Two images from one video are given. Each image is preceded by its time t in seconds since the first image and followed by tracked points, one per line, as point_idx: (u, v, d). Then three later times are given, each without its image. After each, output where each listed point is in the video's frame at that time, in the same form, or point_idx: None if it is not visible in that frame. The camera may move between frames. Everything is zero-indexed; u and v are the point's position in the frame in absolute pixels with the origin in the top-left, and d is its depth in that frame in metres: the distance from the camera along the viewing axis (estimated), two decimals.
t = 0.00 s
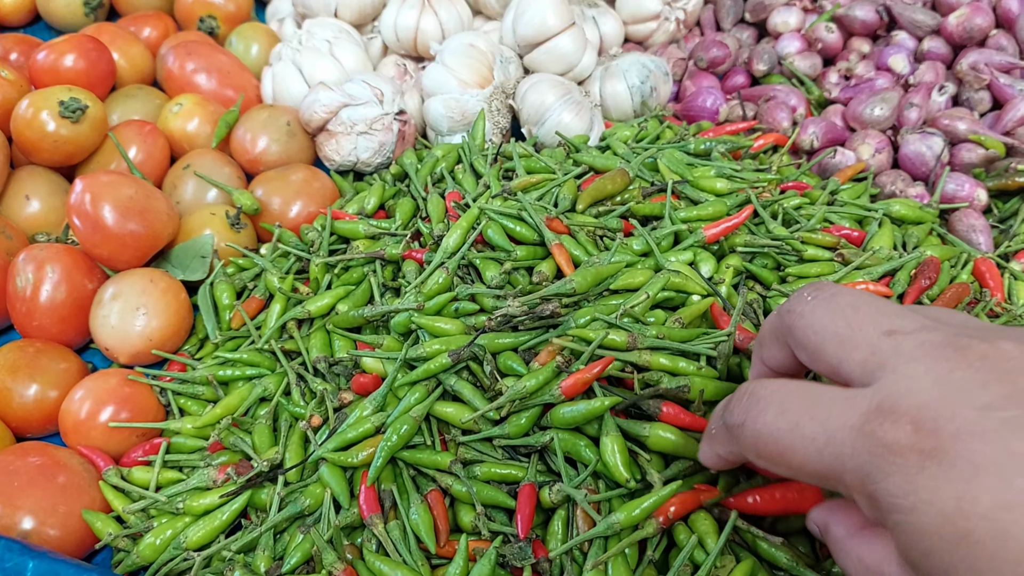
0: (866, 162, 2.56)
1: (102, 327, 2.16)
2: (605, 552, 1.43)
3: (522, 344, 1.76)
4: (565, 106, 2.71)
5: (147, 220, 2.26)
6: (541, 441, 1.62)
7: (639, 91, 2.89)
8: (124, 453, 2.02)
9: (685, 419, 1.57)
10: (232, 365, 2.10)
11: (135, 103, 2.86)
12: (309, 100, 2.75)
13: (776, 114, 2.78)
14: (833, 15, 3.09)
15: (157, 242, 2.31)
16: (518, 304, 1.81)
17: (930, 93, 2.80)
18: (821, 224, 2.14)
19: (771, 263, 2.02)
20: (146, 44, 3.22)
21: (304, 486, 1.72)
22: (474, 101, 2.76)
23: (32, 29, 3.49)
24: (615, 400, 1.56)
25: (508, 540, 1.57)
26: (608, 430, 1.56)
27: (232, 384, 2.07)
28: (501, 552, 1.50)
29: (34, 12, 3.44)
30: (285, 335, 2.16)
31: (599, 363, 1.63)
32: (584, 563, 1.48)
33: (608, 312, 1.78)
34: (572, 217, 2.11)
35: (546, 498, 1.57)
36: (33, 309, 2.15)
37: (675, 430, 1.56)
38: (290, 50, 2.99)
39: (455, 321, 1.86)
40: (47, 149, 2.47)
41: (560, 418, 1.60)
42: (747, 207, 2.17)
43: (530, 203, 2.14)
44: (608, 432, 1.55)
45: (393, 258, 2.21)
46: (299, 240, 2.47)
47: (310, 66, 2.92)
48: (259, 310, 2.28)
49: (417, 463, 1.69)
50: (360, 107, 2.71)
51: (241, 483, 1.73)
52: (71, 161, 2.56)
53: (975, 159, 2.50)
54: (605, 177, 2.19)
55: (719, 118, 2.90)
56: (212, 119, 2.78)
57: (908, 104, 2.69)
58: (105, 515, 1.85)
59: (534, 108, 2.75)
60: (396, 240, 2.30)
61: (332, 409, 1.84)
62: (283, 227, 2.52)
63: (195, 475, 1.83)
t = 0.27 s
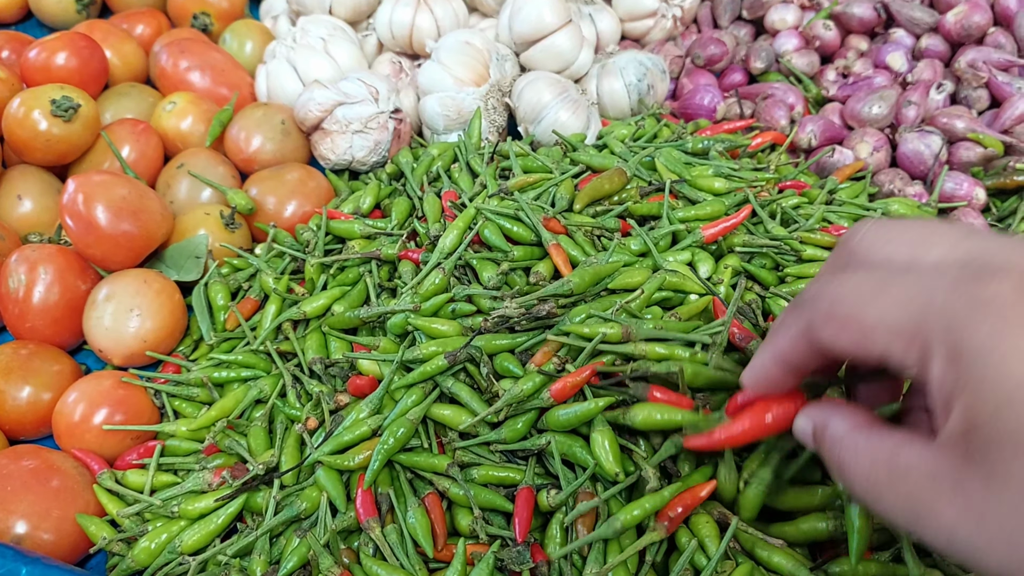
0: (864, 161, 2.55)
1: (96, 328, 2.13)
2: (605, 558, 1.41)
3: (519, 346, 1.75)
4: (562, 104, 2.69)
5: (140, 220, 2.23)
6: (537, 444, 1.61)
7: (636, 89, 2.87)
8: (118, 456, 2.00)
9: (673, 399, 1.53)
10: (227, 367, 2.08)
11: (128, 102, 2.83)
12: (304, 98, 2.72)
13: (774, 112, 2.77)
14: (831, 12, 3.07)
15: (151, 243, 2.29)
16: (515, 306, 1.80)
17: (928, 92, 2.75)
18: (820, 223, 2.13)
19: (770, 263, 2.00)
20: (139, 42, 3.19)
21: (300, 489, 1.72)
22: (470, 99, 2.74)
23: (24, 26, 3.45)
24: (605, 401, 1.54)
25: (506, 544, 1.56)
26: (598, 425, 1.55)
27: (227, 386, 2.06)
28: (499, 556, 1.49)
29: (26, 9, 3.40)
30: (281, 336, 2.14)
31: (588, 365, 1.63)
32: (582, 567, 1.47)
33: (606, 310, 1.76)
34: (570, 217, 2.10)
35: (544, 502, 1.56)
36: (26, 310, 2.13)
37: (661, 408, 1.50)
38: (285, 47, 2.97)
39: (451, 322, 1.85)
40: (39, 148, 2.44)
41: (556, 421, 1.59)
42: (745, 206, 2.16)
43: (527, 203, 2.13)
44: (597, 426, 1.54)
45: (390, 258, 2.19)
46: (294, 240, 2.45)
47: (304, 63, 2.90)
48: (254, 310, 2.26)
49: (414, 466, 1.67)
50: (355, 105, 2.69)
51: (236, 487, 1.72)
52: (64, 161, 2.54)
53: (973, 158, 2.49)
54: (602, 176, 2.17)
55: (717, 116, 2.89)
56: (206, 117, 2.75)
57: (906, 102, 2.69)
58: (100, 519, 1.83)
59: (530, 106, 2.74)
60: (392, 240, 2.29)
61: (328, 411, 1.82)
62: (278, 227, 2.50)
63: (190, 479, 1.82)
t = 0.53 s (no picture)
0: (862, 159, 2.56)
1: (95, 326, 2.13)
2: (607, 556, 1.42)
3: (521, 344, 1.75)
4: (561, 102, 2.69)
5: (139, 218, 2.23)
6: (539, 443, 1.61)
7: (635, 87, 2.87)
8: (117, 455, 1.99)
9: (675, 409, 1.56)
10: (227, 365, 2.07)
11: (127, 99, 2.82)
12: (303, 96, 2.72)
13: (773, 110, 2.79)
14: (829, 11, 3.08)
15: (150, 241, 2.28)
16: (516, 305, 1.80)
17: (926, 90, 2.77)
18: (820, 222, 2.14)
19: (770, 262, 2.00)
20: (137, 39, 3.17)
21: (301, 488, 1.71)
22: (470, 98, 2.73)
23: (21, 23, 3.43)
24: (612, 402, 1.55)
25: (508, 543, 1.56)
26: (603, 426, 1.55)
27: (227, 384, 2.06)
28: (501, 555, 1.49)
29: (22, 6, 3.38)
30: (281, 334, 2.14)
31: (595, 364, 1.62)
32: (584, 566, 1.47)
33: (608, 309, 1.76)
34: (570, 216, 2.10)
35: (545, 501, 1.56)
36: (25, 308, 2.13)
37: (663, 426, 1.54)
38: (283, 45, 2.96)
39: (453, 321, 1.85)
40: (37, 146, 2.43)
41: (559, 421, 1.59)
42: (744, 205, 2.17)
43: (528, 201, 2.13)
44: (602, 425, 1.55)
45: (390, 256, 2.19)
46: (294, 238, 2.45)
47: (303, 61, 2.89)
48: (253, 309, 2.26)
49: (415, 465, 1.67)
50: (355, 103, 2.68)
51: (237, 485, 1.72)
52: (62, 158, 2.53)
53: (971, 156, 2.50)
54: (602, 175, 2.18)
55: (716, 114, 2.89)
56: (205, 115, 2.74)
57: (905, 100, 2.71)
58: (100, 518, 1.83)
59: (530, 105, 2.74)
60: (392, 238, 2.28)
61: (329, 410, 1.82)
62: (278, 225, 2.50)
63: (190, 477, 1.82)
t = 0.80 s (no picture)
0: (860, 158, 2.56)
1: (93, 325, 2.12)
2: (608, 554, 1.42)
3: (520, 343, 1.75)
4: (560, 101, 2.69)
5: (138, 217, 2.22)
6: (539, 442, 1.61)
7: (634, 85, 2.87)
8: (116, 454, 1.99)
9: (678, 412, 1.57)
10: (226, 364, 2.07)
11: (124, 97, 2.81)
12: (301, 94, 2.71)
13: (772, 108, 2.82)
14: (827, 9, 3.08)
15: (148, 239, 2.27)
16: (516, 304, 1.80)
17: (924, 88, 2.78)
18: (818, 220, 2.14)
19: (769, 260, 2.00)
20: (134, 36, 3.16)
21: (301, 487, 1.71)
22: (468, 96, 2.73)
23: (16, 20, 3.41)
24: (613, 402, 1.55)
25: (508, 542, 1.56)
26: (602, 425, 1.55)
27: (226, 383, 2.05)
28: (502, 554, 1.49)
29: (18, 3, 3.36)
30: (279, 333, 2.14)
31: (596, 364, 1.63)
32: (585, 565, 1.47)
33: (607, 308, 1.76)
34: (570, 214, 2.10)
35: (545, 500, 1.57)
36: (22, 307, 2.12)
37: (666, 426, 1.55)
38: (281, 42, 2.95)
39: (452, 319, 1.85)
40: (35, 144, 2.42)
41: (559, 420, 1.60)
42: (743, 203, 2.17)
43: (527, 199, 2.13)
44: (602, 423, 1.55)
45: (389, 254, 2.19)
46: (292, 236, 2.44)
47: (301, 59, 2.88)
48: (252, 307, 2.26)
49: (415, 464, 1.68)
50: (353, 101, 2.68)
51: (237, 484, 1.72)
52: (59, 156, 2.52)
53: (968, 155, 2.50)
54: (602, 173, 2.18)
55: (714, 112, 2.89)
56: (202, 112, 2.74)
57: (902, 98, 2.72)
58: (99, 517, 1.83)
59: (528, 103, 2.73)
60: (391, 236, 2.28)
61: (328, 408, 1.83)
62: (276, 223, 2.49)
63: (189, 477, 1.82)
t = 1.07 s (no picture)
0: (860, 155, 2.55)
1: (89, 325, 2.11)
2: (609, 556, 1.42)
3: (519, 344, 1.74)
4: (558, 98, 2.68)
5: (134, 216, 2.20)
6: (539, 444, 1.60)
7: (632, 82, 2.86)
8: (113, 455, 1.98)
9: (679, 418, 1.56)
10: (223, 364, 2.06)
11: (119, 94, 2.79)
12: (297, 91, 2.69)
13: (771, 106, 2.77)
14: (827, 5, 3.07)
15: (145, 238, 2.26)
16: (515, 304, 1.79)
17: (924, 85, 2.77)
18: (819, 219, 2.13)
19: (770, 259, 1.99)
20: (129, 32, 3.13)
21: (299, 489, 1.70)
22: (466, 93, 2.71)
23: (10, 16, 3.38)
24: (611, 404, 1.54)
25: (508, 544, 1.56)
26: (602, 426, 1.55)
27: (223, 383, 2.04)
28: (502, 556, 1.49)
29: None
30: (277, 333, 2.13)
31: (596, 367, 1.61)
32: (586, 567, 1.46)
33: (608, 308, 1.75)
34: (569, 213, 2.09)
35: (545, 501, 1.56)
36: (18, 307, 2.10)
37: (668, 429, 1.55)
38: (277, 39, 2.93)
39: (451, 319, 1.84)
40: (29, 142, 2.40)
41: (559, 422, 1.58)
42: (744, 201, 2.16)
43: (526, 198, 2.12)
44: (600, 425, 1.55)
45: (387, 253, 2.18)
46: (289, 235, 2.43)
47: (297, 55, 2.86)
48: (249, 307, 2.25)
49: (414, 465, 1.67)
50: (350, 98, 2.66)
51: (235, 486, 1.71)
52: (54, 154, 2.49)
53: (969, 152, 2.49)
54: (601, 171, 2.16)
55: (713, 109, 2.88)
56: (198, 110, 2.72)
57: (902, 96, 2.70)
58: (96, 519, 1.81)
59: (526, 100, 2.71)
60: (389, 235, 2.27)
61: (327, 409, 1.82)
62: (273, 222, 2.48)
63: (187, 478, 1.81)
